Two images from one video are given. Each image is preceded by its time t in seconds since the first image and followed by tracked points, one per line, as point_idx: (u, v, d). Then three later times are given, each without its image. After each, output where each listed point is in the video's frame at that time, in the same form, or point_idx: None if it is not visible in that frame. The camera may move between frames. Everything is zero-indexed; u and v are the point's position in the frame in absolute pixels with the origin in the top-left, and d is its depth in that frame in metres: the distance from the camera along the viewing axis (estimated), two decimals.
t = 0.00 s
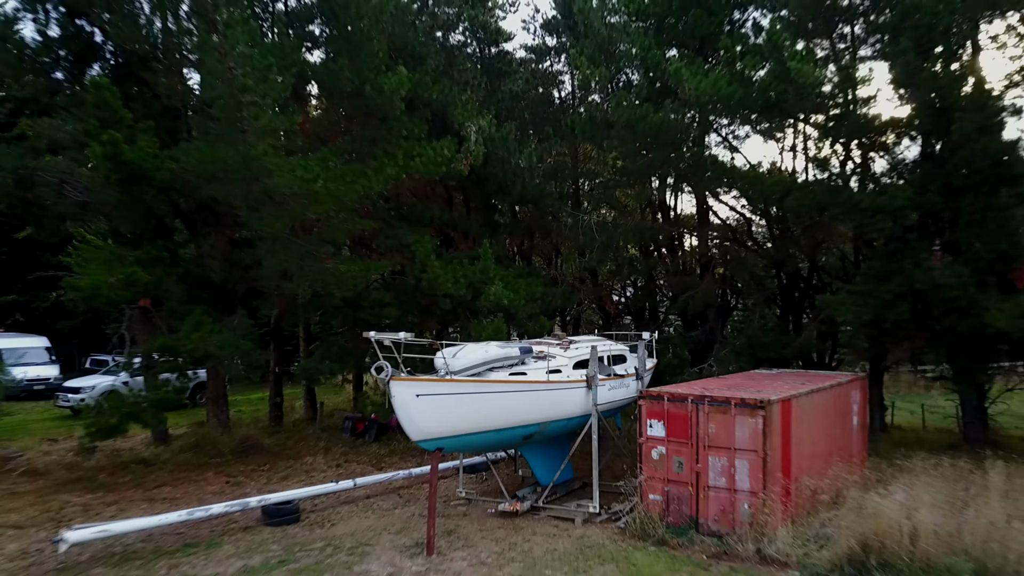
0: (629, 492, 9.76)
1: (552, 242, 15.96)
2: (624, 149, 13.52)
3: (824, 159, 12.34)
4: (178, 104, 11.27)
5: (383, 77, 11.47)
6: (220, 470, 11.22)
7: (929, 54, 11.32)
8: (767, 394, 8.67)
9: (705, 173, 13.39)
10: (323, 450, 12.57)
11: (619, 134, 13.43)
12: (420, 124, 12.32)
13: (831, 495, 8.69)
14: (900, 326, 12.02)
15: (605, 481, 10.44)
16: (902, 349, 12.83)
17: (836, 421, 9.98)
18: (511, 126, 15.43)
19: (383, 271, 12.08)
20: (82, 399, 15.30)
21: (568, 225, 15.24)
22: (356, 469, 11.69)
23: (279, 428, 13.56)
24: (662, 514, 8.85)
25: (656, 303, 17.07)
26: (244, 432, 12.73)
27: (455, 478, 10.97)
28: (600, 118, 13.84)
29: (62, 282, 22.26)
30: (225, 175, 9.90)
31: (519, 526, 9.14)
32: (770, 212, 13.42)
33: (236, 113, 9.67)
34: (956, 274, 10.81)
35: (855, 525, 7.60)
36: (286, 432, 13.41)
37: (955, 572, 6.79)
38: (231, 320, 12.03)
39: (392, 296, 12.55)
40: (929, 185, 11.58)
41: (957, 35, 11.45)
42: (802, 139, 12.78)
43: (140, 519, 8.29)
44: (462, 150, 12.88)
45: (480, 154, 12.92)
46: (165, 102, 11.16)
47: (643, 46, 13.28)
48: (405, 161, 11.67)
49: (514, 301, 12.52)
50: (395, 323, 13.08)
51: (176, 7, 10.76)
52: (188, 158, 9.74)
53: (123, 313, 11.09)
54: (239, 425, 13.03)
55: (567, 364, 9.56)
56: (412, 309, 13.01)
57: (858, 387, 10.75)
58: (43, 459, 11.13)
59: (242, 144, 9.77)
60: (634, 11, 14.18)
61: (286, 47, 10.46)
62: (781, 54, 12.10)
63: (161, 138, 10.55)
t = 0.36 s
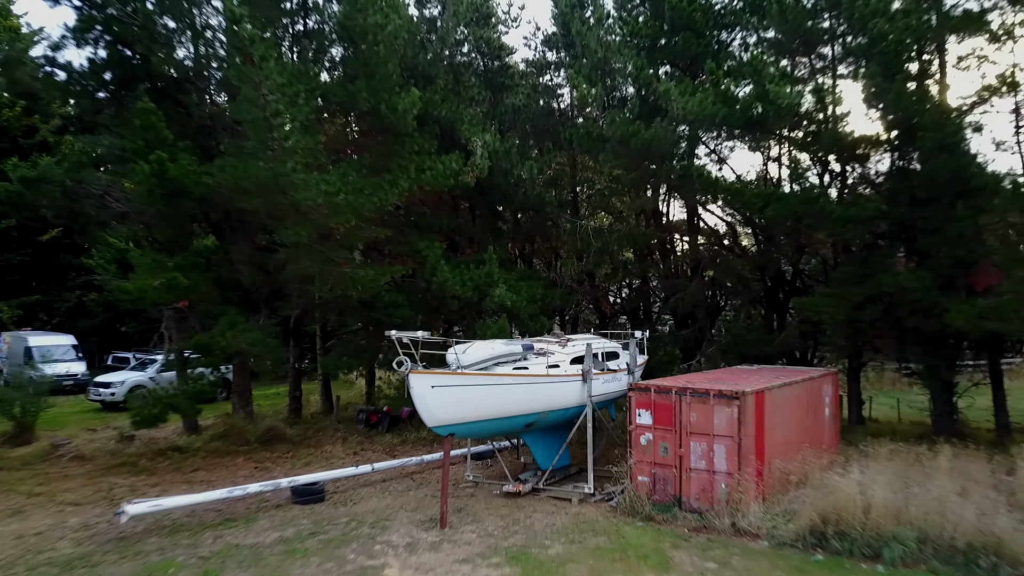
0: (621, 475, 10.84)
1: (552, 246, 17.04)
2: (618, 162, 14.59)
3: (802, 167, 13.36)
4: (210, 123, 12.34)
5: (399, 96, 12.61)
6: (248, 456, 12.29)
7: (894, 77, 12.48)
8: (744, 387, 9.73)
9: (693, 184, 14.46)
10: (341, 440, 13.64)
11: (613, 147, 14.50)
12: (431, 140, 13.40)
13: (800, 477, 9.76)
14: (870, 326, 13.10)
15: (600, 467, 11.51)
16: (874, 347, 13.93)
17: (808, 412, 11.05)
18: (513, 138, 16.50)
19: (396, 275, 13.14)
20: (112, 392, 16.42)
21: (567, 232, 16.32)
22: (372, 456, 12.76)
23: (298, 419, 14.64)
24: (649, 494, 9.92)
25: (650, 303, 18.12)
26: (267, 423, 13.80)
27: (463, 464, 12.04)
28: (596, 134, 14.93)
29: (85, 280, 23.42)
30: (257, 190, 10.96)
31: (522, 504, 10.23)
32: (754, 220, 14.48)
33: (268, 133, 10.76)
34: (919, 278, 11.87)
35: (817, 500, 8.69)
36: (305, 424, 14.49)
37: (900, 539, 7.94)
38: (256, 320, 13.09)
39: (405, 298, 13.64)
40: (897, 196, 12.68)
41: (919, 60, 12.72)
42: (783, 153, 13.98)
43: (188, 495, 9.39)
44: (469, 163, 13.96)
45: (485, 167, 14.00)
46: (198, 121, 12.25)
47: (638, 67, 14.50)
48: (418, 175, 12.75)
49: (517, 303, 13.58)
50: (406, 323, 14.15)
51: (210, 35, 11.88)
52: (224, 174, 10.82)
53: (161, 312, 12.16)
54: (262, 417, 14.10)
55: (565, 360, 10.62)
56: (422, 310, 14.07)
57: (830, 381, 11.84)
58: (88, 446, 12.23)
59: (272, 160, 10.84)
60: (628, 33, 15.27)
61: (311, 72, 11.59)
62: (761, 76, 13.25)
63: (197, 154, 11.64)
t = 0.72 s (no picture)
0: (613, 458, 12.18)
1: (552, 251, 18.36)
2: (612, 175, 15.91)
3: (778, 183, 14.67)
4: (242, 142, 13.65)
5: (413, 118, 13.90)
6: (278, 443, 13.62)
7: (858, 103, 13.86)
8: (721, 379, 11.03)
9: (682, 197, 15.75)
10: (359, 429, 14.96)
11: (608, 163, 15.83)
12: (441, 157, 14.72)
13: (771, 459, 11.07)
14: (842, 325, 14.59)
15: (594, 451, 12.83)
16: (846, 345, 15.26)
17: (781, 403, 12.37)
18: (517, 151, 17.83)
19: (410, 279, 14.46)
20: (145, 386, 17.54)
21: (565, 238, 17.62)
22: (389, 442, 14.10)
23: (319, 410, 15.97)
24: (638, 473, 11.27)
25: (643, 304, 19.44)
26: (292, 414, 15.13)
27: (472, 450, 13.36)
28: (593, 150, 16.25)
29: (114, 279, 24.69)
30: (287, 205, 12.26)
31: (525, 483, 11.56)
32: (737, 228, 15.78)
33: (299, 154, 12.10)
34: (882, 284, 13.19)
35: (782, 478, 10.02)
36: (326, 414, 15.82)
37: (851, 509, 9.27)
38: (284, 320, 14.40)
39: (418, 300, 14.96)
40: (864, 209, 14.01)
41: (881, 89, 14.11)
42: (762, 170, 15.34)
43: (233, 473, 10.73)
44: (476, 176, 15.28)
45: (491, 181, 15.31)
46: (232, 140, 13.58)
47: (630, 90, 15.83)
48: (430, 189, 14.06)
49: (520, 304, 14.91)
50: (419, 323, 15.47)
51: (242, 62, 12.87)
52: (259, 191, 12.13)
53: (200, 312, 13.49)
54: (287, 408, 15.44)
55: (562, 356, 11.97)
56: (433, 311, 15.41)
57: (801, 375, 13.18)
58: (134, 433, 13.57)
59: (301, 178, 12.15)
60: (622, 56, 16.61)
61: (333, 100, 12.91)
62: (742, 99, 14.60)
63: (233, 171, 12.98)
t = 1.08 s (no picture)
0: (606, 444, 13.60)
1: (553, 256, 19.78)
2: (607, 187, 17.36)
3: (755, 196, 16.30)
4: (271, 159, 15.09)
5: (426, 138, 15.32)
6: (304, 432, 15.04)
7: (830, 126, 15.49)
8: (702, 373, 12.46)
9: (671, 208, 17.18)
10: (376, 419, 16.39)
11: (604, 176, 17.21)
12: (451, 171, 16.14)
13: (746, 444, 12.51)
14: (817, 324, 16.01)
15: (590, 438, 14.25)
16: (821, 343, 16.67)
17: (757, 395, 13.80)
18: (519, 163, 19.29)
19: (423, 284, 15.88)
20: (176, 381, 18.95)
21: (565, 245, 19.05)
22: (404, 431, 15.53)
23: (339, 403, 17.40)
24: (627, 457, 12.70)
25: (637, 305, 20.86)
26: (315, 406, 16.55)
27: (480, 437, 14.78)
28: (589, 164, 17.69)
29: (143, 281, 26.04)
30: (314, 217, 13.67)
31: (528, 465, 12.98)
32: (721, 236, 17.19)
33: (326, 173, 13.53)
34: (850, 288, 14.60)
35: (753, 459, 11.44)
36: (345, 406, 17.25)
37: (811, 485, 10.70)
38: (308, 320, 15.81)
39: (430, 302, 16.37)
40: (833, 220, 15.43)
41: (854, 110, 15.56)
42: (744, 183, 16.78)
43: (271, 455, 12.18)
44: (483, 189, 16.72)
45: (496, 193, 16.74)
46: (263, 158, 15.02)
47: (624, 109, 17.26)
48: (441, 202, 15.48)
49: (523, 306, 16.31)
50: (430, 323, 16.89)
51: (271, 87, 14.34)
52: (290, 205, 13.57)
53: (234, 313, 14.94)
54: (310, 401, 16.85)
55: (560, 352, 13.42)
56: (444, 312, 16.83)
57: (776, 370, 14.63)
58: (173, 423, 14.98)
59: (327, 194, 13.55)
60: (617, 77, 18.08)
61: (356, 118, 14.30)
62: (724, 119, 16.09)
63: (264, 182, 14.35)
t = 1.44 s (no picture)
0: (602, 432, 14.96)
1: (553, 259, 21.14)
2: (603, 197, 18.73)
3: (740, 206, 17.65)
4: (294, 172, 16.47)
5: (436, 153, 16.69)
6: (325, 422, 16.41)
7: (805, 142, 17.14)
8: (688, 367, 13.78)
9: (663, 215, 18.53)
10: (389, 411, 17.74)
11: (600, 187, 18.55)
12: (460, 183, 17.49)
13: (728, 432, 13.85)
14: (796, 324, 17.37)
15: (587, 427, 15.62)
16: (802, 341, 18.02)
17: (739, 388, 15.16)
18: (522, 173, 20.65)
19: (434, 286, 17.24)
20: (202, 375, 20.31)
21: (564, 249, 20.40)
22: (416, 421, 16.88)
23: (354, 396, 18.76)
24: (621, 444, 14.07)
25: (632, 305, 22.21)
26: (333, 398, 17.92)
27: (486, 427, 16.14)
28: (587, 175, 19.06)
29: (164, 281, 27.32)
30: (336, 226, 15.02)
31: (530, 451, 14.36)
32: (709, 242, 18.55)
33: (348, 186, 14.91)
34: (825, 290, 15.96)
35: (732, 444, 12.78)
36: (360, 399, 18.61)
37: (782, 467, 12.05)
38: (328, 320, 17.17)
39: (439, 303, 17.73)
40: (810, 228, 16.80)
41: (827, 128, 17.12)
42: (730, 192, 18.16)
43: (301, 442, 13.58)
44: (489, 199, 18.07)
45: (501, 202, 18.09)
46: (288, 171, 16.41)
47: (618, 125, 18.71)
48: (450, 211, 16.84)
49: (525, 307, 17.67)
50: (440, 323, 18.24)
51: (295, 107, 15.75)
52: (315, 215, 14.94)
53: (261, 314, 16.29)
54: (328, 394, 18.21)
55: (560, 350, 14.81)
56: (452, 313, 18.18)
57: (758, 366, 16.03)
58: (205, 413, 16.34)
59: (348, 205, 14.90)
60: (613, 94, 19.46)
61: (374, 136, 15.67)
62: (710, 135, 17.48)
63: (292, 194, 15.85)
